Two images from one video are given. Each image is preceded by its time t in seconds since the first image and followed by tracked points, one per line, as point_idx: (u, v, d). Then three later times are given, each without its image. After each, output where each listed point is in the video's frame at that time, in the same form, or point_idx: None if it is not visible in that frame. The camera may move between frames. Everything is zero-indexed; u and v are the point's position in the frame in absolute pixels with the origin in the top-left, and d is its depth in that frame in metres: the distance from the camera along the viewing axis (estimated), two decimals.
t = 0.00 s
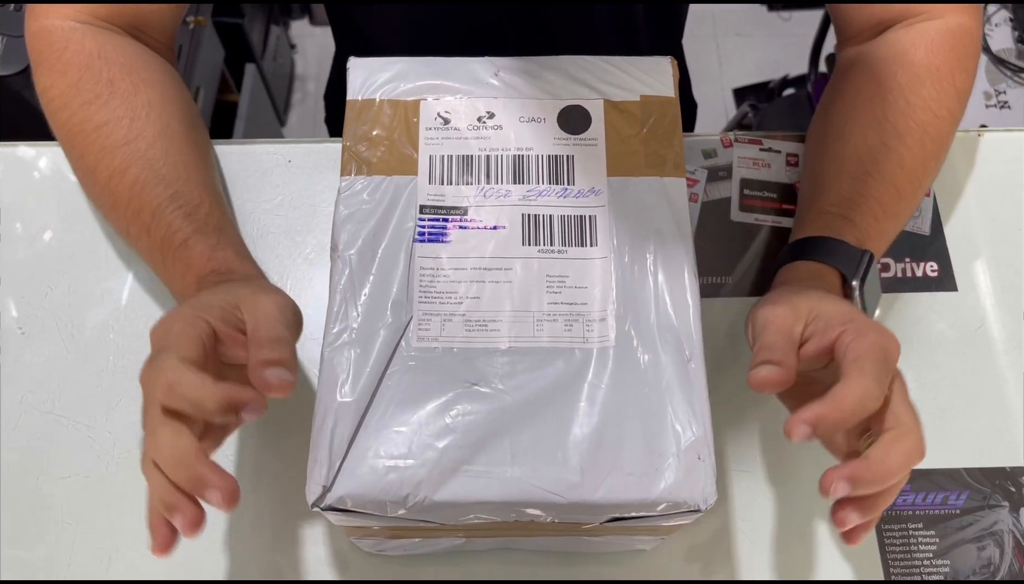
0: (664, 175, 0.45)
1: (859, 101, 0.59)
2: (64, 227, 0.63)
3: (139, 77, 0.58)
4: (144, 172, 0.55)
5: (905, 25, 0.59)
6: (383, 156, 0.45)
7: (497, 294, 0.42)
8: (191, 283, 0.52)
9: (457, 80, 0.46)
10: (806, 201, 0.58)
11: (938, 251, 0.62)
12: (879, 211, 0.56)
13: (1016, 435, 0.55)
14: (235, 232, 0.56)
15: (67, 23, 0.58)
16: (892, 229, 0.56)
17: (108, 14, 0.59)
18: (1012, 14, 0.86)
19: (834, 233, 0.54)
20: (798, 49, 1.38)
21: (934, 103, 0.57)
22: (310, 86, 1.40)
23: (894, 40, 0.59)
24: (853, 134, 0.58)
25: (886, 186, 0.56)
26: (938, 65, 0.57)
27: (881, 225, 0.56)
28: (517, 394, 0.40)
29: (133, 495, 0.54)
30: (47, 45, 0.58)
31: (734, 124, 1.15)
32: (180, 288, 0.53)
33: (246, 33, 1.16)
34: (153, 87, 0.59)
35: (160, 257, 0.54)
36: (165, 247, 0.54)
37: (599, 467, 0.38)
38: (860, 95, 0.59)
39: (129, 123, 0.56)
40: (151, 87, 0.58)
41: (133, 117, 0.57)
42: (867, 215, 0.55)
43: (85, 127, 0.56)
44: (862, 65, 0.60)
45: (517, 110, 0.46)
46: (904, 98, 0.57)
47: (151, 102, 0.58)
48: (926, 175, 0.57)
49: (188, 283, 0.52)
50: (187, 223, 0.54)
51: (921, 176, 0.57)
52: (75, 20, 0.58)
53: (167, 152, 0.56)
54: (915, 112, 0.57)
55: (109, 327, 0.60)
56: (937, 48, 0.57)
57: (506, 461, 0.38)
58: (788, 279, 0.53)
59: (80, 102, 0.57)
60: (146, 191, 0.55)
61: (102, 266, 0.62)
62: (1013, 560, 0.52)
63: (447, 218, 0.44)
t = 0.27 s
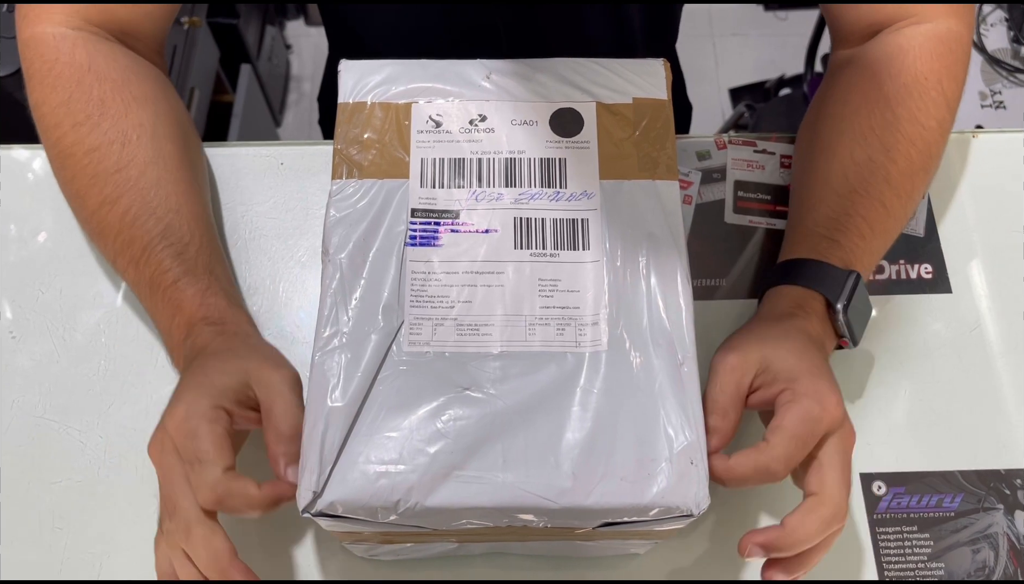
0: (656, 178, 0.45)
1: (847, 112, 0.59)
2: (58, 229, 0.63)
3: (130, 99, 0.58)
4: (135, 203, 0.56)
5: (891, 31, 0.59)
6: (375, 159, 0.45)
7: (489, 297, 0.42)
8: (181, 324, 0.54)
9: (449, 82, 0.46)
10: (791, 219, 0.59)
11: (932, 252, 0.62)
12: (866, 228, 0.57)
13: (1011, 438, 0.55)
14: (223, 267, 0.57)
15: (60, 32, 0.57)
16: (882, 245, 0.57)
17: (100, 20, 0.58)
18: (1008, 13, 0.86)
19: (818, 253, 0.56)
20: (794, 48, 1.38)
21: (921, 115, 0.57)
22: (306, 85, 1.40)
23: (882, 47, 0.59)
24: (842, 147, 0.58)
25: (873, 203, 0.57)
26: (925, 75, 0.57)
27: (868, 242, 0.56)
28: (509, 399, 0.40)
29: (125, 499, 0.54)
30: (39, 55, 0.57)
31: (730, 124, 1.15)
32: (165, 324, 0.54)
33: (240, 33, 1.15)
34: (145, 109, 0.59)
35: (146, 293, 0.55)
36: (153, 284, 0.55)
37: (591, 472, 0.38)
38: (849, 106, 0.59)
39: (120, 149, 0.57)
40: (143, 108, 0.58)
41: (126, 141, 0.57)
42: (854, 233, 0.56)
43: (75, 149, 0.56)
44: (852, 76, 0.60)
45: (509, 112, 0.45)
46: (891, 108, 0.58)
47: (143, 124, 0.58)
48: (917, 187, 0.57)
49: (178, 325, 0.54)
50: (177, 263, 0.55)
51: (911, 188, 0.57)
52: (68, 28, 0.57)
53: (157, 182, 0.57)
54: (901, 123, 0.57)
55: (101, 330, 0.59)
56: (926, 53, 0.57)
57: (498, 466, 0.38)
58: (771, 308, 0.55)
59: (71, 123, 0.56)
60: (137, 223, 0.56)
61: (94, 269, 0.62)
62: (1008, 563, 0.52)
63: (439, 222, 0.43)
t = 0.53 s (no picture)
0: (655, 179, 0.45)
1: (848, 115, 0.59)
2: (54, 230, 0.63)
3: (125, 105, 0.58)
4: (128, 209, 0.56)
5: (891, 33, 0.58)
6: (373, 161, 0.45)
7: (487, 299, 0.42)
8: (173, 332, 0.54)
9: (447, 83, 0.46)
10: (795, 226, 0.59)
11: (930, 252, 0.62)
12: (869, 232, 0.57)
13: (1009, 438, 0.55)
14: (216, 276, 0.57)
15: (56, 35, 0.56)
16: (885, 249, 0.57)
17: (98, 25, 0.58)
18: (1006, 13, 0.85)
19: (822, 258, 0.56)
20: (792, 47, 1.38)
21: (922, 117, 0.57)
22: (303, 85, 1.39)
23: (882, 48, 0.58)
24: (844, 151, 0.58)
25: (875, 206, 0.57)
26: (926, 77, 0.57)
27: (872, 246, 0.56)
28: (507, 401, 0.40)
29: (122, 501, 0.54)
30: (33, 58, 0.57)
31: (728, 124, 1.15)
32: (156, 331, 0.54)
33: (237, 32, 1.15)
34: (139, 114, 0.58)
35: (137, 300, 0.55)
36: (146, 291, 0.55)
37: (590, 474, 0.38)
38: (850, 109, 0.59)
39: (113, 155, 0.56)
40: (137, 114, 0.58)
41: (119, 147, 0.57)
42: (858, 238, 0.56)
43: (68, 155, 0.56)
44: (852, 77, 0.60)
45: (507, 114, 0.45)
46: (892, 111, 0.57)
47: (137, 130, 0.57)
48: (918, 191, 0.57)
49: (170, 333, 0.54)
50: (170, 270, 0.55)
51: (913, 192, 0.57)
52: (63, 31, 0.56)
53: (151, 188, 0.56)
54: (903, 126, 0.57)
55: (97, 333, 0.59)
56: (926, 55, 0.57)
57: (496, 469, 0.38)
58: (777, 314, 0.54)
59: (64, 128, 0.56)
60: (130, 229, 0.55)
61: (91, 271, 0.61)
62: (1007, 564, 0.52)
63: (437, 223, 0.43)
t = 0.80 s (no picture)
0: (653, 179, 0.45)
1: (842, 103, 0.59)
2: (52, 230, 0.63)
3: (134, 90, 0.58)
4: (133, 187, 0.55)
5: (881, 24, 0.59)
6: (370, 162, 0.45)
7: (485, 300, 0.42)
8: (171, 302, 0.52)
9: (445, 84, 0.46)
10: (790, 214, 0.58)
11: (928, 252, 0.62)
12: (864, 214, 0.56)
13: (1006, 437, 0.55)
14: (217, 255, 0.56)
15: (64, 25, 0.57)
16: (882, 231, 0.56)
17: (102, 16, 0.58)
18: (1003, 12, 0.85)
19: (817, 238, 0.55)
20: (789, 47, 1.38)
21: (912, 102, 0.57)
22: (301, 85, 1.39)
23: (873, 38, 0.59)
24: (837, 137, 0.58)
25: (868, 189, 0.56)
26: (914, 64, 0.57)
27: (867, 227, 0.55)
28: (505, 402, 0.40)
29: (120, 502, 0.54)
30: (43, 46, 0.57)
31: (726, 124, 1.15)
32: (153, 304, 0.52)
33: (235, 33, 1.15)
34: (147, 99, 0.58)
35: (137, 274, 0.54)
36: (147, 266, 0.53)
37: (588, 475, 0.38)
38: (843, 97, 0.59)
39: (121, 136, 0.56)
40: (145, 99, 0.58)
41: (127, 128, 0.56)
42: (855, 219, 0.55)
43: (75, 133, 0.56)
44: (845, 68, 0.61)
45: (505, 114, 0.45)
46: (884, 96, 0.57)
47: (144, 114, 0.58)
48: (912, 172, 0.56)
49: (169, 303, 0.51)
50: (176, 244, 0.54)
51: (907, 174, 0.56)
52: (71, 21, 0.57)
53: (157, 168, 0.56)
54: (896, 110, 0.57)
55: (95, 333, 0.59)
56: (916, 43, 0.57)
57: (495, 469, 0.38)
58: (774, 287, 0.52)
59: (72, 109, 0.56)
60: (134, 206, 0.55)
61: (88, 272, 0.61)
62: (1005, 564, 0.52)
63: (434, 224, 0.43)
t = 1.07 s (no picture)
0: (648, 180, 0.45)
1: (839, 109, 0.59)
2: (49, 231, 0.63)
3: (129, 93, 0.58)
4: (128, 194, 0.56)
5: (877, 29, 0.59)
6: (366, 164, 0.45)
7: (481, 301, 0.42)
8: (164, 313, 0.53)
9: (441, 86, 0.46)
10: (791, 225, 0.59)
11: (924, 253, 0.62)
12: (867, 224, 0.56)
13: (1002, 437, 0.56)
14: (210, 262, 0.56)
15: (61, 26, 0.57)
16: (884, 240, 0.56)
17: (101, 16, 0.58)
18: (1000, 13, 0.85)
19: (818, 253, 0.55)
20: (786, 47, 1.39)
21: (912, 108, 0.57)
22: (299, 86, 1.39)
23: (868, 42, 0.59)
24: (835, 144, 0.58)
25: (870, 198, 0.56)
26: (913, 70, 0.57)
27: (869, 237, 0.56)
28: (500, 403, 0.40)
29: (116, 504, 0.54)
30: (41, 48, 0.57)
31: (723, 124, 1.15)
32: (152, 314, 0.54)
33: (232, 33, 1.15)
34: (144, 102, 0.58)
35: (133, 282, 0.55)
36: (140, 274, 0.54)
37: (584, 476, 0.38)
38: (840, 102, 0.59)
39: (117, 141, 0.56)
40: (142, 100, 0.58)
41: (123, 132, 0.56)
42: (853, 230, 0.56)
43: (71, 137, 0.56)
44: (841, 73, 0.60)
45: (501, 116, 0.45)
46: (883, 102, 0.57)
47: (140, 117, 0.57)
48: (913, 181, 0.57)
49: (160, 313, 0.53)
50: (166, 252, 0.55)
51: (908, 182, 0.56)
52: (68, 21, 0.57)
53: (152, 174, 0.56)
54: (893, 117, 0.57)
55: (91, 335, 0.59)
56: (913, 49, 0.58)
57: (490, 471, 0.38)
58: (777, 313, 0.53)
59: (69, 113, 0.56)
60: (129, 213, 0.55)
61: (85, 273, 0.61)
62: (1000, 565, 0.52)
63: (431, 225, 0.43)
